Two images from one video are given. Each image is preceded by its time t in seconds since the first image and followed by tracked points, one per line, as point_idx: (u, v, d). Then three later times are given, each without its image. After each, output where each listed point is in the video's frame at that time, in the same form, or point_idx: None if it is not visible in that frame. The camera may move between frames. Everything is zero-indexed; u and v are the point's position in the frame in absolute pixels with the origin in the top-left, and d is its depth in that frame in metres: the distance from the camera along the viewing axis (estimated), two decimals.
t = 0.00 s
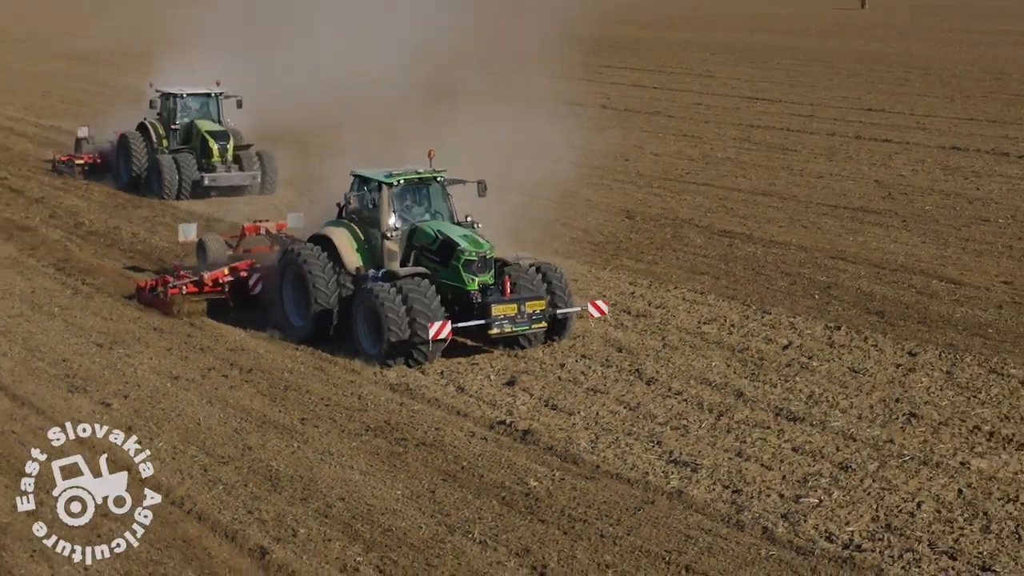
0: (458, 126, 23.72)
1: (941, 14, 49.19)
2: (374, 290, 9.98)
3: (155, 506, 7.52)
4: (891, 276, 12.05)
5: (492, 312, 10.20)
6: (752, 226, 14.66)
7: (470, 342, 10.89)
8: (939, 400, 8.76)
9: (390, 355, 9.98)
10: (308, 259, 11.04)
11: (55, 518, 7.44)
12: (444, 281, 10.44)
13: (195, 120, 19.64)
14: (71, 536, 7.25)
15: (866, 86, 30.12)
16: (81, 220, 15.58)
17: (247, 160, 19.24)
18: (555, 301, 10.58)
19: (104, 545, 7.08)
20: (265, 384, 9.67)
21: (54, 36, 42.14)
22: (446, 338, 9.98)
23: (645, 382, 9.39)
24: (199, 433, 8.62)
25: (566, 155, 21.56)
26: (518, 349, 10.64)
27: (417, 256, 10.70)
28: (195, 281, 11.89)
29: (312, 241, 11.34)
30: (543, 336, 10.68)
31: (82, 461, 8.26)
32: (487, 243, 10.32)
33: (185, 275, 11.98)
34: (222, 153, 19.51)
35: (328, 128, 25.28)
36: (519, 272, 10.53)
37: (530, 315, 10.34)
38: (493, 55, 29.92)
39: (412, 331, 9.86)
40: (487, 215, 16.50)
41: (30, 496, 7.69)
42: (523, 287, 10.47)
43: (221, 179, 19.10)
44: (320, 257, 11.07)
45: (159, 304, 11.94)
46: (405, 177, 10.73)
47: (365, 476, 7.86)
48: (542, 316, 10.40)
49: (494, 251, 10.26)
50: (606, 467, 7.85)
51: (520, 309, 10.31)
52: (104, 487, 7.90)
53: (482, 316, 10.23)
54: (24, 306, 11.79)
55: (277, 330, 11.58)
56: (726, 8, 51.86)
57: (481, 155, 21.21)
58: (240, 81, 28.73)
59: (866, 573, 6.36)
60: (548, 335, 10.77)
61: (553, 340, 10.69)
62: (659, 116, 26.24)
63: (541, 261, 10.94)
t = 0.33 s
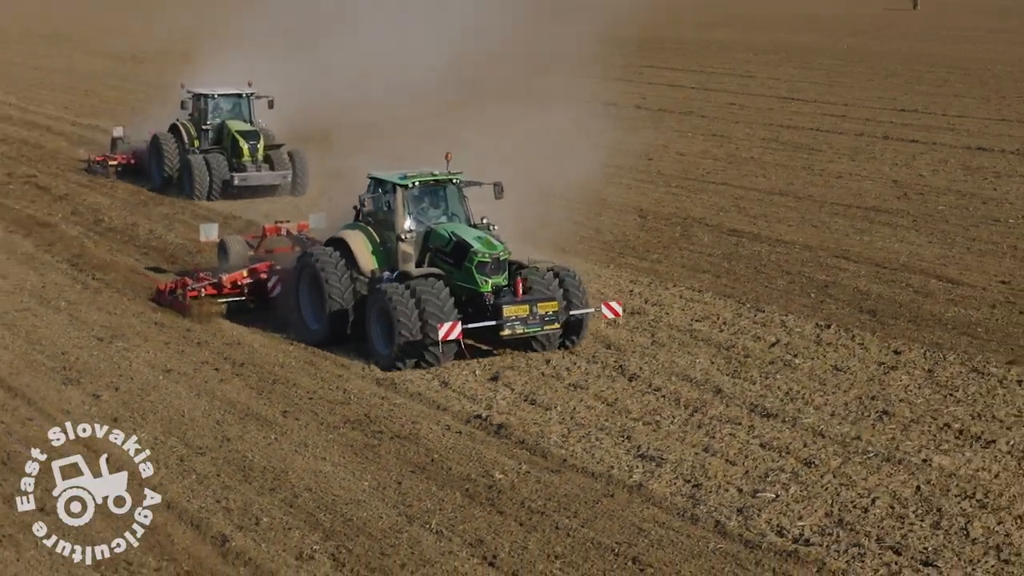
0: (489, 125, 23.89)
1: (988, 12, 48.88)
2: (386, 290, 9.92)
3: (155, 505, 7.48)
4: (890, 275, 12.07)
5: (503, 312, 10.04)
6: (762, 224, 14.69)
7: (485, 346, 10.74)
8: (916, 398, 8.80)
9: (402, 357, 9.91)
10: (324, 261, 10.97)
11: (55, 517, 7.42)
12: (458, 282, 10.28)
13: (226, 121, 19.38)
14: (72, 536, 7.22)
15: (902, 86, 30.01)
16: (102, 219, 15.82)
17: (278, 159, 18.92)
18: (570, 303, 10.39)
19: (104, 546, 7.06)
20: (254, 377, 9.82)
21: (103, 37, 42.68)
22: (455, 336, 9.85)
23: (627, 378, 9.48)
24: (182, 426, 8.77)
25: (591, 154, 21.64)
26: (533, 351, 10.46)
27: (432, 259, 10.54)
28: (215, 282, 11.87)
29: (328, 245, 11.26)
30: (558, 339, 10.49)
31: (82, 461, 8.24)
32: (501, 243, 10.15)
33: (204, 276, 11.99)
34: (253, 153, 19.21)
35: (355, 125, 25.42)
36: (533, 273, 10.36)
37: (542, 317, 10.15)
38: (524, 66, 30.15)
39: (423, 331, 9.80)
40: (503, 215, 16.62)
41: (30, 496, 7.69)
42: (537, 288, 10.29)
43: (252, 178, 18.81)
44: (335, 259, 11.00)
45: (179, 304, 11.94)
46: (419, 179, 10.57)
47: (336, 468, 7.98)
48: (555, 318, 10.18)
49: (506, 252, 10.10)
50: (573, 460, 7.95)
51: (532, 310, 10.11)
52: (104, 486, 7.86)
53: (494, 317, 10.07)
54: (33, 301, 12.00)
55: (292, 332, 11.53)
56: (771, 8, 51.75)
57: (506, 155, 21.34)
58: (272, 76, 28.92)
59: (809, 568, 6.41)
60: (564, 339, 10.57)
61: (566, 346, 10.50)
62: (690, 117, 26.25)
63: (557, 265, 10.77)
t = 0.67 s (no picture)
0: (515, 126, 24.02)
1: None
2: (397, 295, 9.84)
3: (156, 505, 7.43)
4: (891, 274, 12.06)
5: (515, 319, 9.92)
6: (771, 224, 14.72)
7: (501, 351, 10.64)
8: (894, 396, 8.82)
9: (412, 363, 9.81)
10: (338, 263, 10.96)
11: (54, 517, 7.39)
12: (471, 289, 10.19)
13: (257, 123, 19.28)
14: (71, 537, 7.17)
15: (938, 87, 29.84)
16: (121, 216, 16.04)
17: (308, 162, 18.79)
18: (583, 311, 10.26)
19: (104, 545, 7.03)
20: (245, 371, 9.98)
21: (151, 37, 43.14)
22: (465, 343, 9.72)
23: (610, 374, 9.57)
24: (167, 417, 8.92)
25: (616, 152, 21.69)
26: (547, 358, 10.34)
27: (447, 262, 10.47)
28: (232, 285, 11.75)
29: (344, 247, 11.19)
30: (572, 346, 10.36)
31: (83, 461, 8.19)
32: (514, 249, 10.04)
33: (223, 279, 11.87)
34: (283, 155, 19.09)
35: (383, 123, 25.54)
36: (548, 280, 10.25)
37: (553, 325, 10.01)
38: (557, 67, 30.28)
39: (434, 337, 9.70)
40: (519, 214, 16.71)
41: (30, 496, 7.64)
42: (551, 295, 10.19)
43: (281, 180, 18.70)
44: (350, 263, 10.96)
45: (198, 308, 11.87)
46: (435, 184, 10.53)
47: (309, 459, 8.10)
48: (568, 325, 10.06)
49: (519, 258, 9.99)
50: (541, 453, 8.05)
51: (544, 317, 9.99)
52: (105, 486, 7.82)
53: (505, 324, 9.94)
54: (42, 297, 12.20)
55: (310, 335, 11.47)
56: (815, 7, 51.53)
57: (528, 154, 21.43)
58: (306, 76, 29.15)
59: (756, 560, 6.47)
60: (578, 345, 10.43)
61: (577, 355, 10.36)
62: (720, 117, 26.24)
63: (571, 270, 10.65)
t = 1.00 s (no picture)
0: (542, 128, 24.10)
1: None
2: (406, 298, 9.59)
3: (156, 505, 7.42)
4: (891, 274, 12.07)
5: (524, 325, 9.72)
6: (781, 223, 14.72)
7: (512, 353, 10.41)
8: (872, 394, 8.86)
9: (421, 369, 9.59)
10: (350, 266, 10.66)
11: (54, 517, 7.37)
12: (482, 293, 9.92)
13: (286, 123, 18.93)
14: (72, 537, 7.16)
15: (974, 87, 29.64)
16: (141, 214, 16.26)
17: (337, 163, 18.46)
18: (595, 315, 10.01)
19: (104, 545, 7.01)
20: (237, 365, 10.11)
21: (200, 38, 43.69)
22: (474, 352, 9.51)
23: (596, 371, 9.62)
24: (154, 410, 9.07)
25: (640, 152, 21.72)
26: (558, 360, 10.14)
27: (457, 266, 10.18)
28: (248, 288, 11.60)
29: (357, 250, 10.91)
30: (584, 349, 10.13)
31: (82, 461, 8.22)
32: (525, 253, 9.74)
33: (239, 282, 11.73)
34: (311, 156, 18.76)
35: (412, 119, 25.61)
36: (558, 283, 10.02)
37: (564, 330, 9.77)
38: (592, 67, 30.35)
39: (442, 343, 9.46)
40: (535, 214, 16.77)
41: (30, 496, 7.64)
42: (561, 299, 9.96)
43: (309, 181, 18.37)
44: (361, 264, 10.69)
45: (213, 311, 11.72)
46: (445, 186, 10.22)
47: (285, 451, 8.23)
48: (578, 330, 9.84)
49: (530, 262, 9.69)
50: (512, 447, 8.14)
51: (554, 322, 9.78)
52: (104, 486, 7.84)
53: (514, 329, 9.75)
54: (52, 293, 12.40)
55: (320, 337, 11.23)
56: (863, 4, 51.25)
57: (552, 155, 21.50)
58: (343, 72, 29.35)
59: (703, 552, 6.54)
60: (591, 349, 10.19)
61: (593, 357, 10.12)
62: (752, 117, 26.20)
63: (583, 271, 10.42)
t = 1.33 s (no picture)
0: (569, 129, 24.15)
1: None
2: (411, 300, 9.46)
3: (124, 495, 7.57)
4: (888, 272, 12.09)
5: (527, 326, 9.55)
6: (790, 222, 14.75)
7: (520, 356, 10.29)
8: (847, 390, 8.90)
9: (425, 372, 9.46)
10: (356, 267, 10.57)
11: (39, 511, 7.44)
12: (488, 295, 9.80)
13: (312, 125, 18.71)
14: (73, 537, 7.17)
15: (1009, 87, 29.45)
16: (159, 212, 16.48)
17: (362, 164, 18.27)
18: (601, 318, 9.84)
19: (104, 546, 7.00)
20: (227, 359, 10.26)
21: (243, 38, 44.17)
22: (474, 351, 9.31)
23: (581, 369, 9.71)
24: (139, 403, 9.23)
25: (664, 151, 21.74)
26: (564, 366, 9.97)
27: (464, 268, 10.14)
28: (257, 291, 11.53)
29: (364, 251, 10.83)
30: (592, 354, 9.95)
31: (82, 461, 8.22)
32: (531, 255, 9.64)
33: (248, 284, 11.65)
34: (336, 157, 18.56)
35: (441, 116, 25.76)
36: (564, 284, 9.86)
37: (568, 332, 9.60)
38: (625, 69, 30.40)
39: (446, 345, 9.33)
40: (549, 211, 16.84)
41: (30, 496, 7.62)
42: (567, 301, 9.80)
43: (334, 183, 18.20)
44: (368, 267, 10.56)
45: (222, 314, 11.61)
46: (454, 188, 10.17)
47: (259, 442, 8.36)
48: (584, 332, 9.67)
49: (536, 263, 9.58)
50: (481, 439, 8.24)
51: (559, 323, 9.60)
52: (105, 486, 7.85)
53: (518, 330, 9.58)
54: (59, 289, 12.60)
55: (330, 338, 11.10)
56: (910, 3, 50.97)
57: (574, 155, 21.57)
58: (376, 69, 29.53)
59: (650, 545, 6.61)
60: (599, 353, 10.03)
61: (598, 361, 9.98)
62: (780, 116, 26.16)
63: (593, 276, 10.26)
